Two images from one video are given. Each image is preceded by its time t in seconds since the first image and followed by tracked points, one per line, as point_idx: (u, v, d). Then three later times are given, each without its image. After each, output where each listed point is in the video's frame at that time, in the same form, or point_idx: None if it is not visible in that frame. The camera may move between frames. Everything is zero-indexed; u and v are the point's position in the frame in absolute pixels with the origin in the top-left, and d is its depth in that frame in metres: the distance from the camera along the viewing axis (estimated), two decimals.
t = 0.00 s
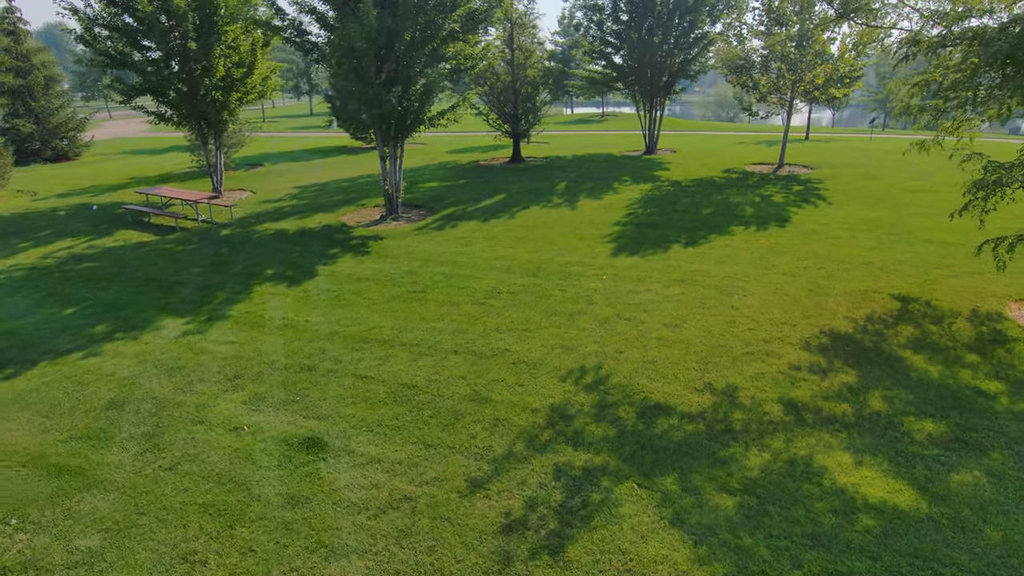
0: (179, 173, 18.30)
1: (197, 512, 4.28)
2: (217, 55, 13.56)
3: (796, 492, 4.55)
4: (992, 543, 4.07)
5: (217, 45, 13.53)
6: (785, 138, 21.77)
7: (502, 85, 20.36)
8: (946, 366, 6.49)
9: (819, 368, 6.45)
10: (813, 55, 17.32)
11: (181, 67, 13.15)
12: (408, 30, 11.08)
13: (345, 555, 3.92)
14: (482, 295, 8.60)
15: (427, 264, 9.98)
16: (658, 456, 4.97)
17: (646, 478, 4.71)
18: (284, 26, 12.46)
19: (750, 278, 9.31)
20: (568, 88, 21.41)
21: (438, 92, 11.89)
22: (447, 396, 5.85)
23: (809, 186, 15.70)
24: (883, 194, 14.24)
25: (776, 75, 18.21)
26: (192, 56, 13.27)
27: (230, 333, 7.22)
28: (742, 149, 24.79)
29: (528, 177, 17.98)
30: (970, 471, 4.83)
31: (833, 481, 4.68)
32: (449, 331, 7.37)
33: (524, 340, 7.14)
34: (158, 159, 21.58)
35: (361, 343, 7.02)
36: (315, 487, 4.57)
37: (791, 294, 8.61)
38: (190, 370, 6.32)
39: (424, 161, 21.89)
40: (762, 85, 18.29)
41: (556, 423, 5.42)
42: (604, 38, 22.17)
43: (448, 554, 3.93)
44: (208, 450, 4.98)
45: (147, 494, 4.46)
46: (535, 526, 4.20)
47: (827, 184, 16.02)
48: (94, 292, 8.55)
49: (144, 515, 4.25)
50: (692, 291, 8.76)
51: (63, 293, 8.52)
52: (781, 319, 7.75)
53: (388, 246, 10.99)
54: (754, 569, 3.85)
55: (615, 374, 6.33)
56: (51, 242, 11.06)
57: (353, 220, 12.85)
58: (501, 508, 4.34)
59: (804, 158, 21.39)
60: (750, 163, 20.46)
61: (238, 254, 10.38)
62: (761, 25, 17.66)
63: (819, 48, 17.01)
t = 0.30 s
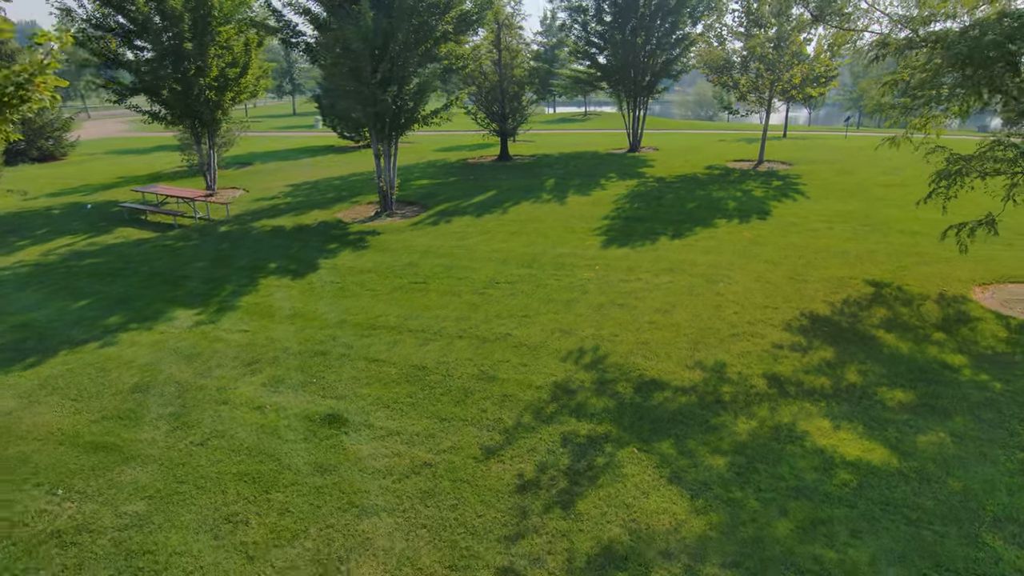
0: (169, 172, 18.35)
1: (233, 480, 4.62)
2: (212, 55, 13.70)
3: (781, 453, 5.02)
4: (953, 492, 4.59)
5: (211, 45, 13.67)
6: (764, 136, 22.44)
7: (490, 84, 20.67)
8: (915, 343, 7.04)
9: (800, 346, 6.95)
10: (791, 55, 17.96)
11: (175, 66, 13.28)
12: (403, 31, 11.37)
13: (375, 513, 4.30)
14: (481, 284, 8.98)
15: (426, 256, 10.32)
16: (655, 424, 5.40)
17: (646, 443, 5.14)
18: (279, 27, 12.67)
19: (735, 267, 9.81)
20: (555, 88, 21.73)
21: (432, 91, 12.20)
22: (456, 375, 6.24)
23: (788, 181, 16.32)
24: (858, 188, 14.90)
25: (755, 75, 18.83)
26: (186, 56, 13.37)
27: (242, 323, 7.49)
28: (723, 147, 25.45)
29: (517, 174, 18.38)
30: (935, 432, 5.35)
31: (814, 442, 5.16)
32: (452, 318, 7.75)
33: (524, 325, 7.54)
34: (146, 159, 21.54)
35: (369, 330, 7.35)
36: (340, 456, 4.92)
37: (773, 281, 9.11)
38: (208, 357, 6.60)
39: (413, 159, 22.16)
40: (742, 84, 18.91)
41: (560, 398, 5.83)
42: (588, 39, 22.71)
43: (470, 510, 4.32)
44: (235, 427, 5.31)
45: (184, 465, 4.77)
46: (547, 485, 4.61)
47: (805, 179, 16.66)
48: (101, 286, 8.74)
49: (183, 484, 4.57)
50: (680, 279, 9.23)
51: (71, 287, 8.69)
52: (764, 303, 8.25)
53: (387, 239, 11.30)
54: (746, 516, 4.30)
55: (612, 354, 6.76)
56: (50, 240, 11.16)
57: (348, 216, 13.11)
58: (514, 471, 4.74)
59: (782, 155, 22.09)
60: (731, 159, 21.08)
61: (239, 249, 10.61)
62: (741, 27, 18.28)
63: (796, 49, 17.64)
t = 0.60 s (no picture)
0: (157, 172, 18.43)
1: (258, 451, 4.99)
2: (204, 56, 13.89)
3: (759, 419, 5.52)
4: (911, 450, 5.13)
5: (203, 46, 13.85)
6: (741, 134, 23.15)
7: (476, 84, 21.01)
8: (881, 323, 7.62)
9: (776, 327, 7.48)
10: (766, 56, 18.61)
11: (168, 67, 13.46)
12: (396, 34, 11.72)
13: (393, 476, 4.70)
14: (476, 275, 9.39)
15: (420, 250, 10.69)
16: (645, 397, 5.88)
17: (636, 414, 5.61)
18: (272, 29, 12.90)
19: (716, 257, 10.33)
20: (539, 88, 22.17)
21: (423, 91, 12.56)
22: (458, 358, 6.65)
23: (765, 177, 16.97)
24: (831, 183, 15.59)
25: (733, 75, 19.47)
26: (178, 56, 13.53)
27: (248, 313, 7.80)
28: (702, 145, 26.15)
29: (504, 172, 18.79)
30: (897, 400, 5.90)
31: (789, 410, 5.68)
32: (450, 306, 8.15)
33: (518, 312, 7.97)
34: (131, 158, 21.52)
35: (372, 318, 7.72)
36: (355, 429, 5.31)
37: (751, 270, 9.66)
38: (219, 344, 6.92)
39: (400, 158, 22.45)
40: (720, 84, 19.54)
41: (556, 375, 6.27)
42: (571, 40, 23.23)
43: (479, 472, 4.75)
44: (253, 406, 5.66)
45: (209, 440, 5.12)
46: (548, 450, 5.05)
47: (781, 175, 17.29)
48: (105, 281, 8.96)
49: (212, 455, 4.92)
50: (665, 269, 9.73)
51: (75, 283, 8.90)
52: (743, 289, 8.78)
53: (381, 234, 11.64)
54: (728, 473, 4.79)
55: (602, 336, 7.22)
56: (46, 238, 11.29)
57: (342, 212, 13.40)
58: (518, 439, 5.18)
59: (758, 151, 22.83)
60: (710, 157, 21.74)
61: (237, 245, 10.87)
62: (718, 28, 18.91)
63: (771, 50, 18.31)
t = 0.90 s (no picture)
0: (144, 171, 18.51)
1: (274, 426, 5.37)
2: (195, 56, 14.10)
3: (733, 390, 6.06)
4: (869, 414, 5.70)
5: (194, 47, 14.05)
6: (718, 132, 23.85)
7: (460, 84, 21.37)
8: (846, 305, 8.23)
9: (751, 310, 8.04)
10: (741, 57, 19.29)
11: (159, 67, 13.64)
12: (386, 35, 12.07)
13: (402, 445, 5.13)
14: (468, 267, 9.82)
15: (412, 243, 11.08)
16: (630, 374, 6.37)
17: (622, 388, 6.10)
18: (264, 30, 13.15)
19: (695, 248, 10.88)
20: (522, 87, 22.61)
21: (412, 91, 12.93)
22: (454, 341, 7.08)
23: (741, 173, 17.64)
24: (803, 178, 16.29)
25: (709, 75, 20.11)
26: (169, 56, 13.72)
27: (251, 304, 8.13)
28: (680, 142, 26.84)
29: (489, 169, 19.21)
30: (857, 372, 6.49)
31: (761, 383, 6.21)
32: (445, 295, 8.58)
33: (509, 300, 8.43)
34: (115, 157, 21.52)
35: (370, 307, 8.11)
36: (363, 405, 5.73)
37: (728, 259, 10.23)
38: (226, 332, 7.25)
39: (386, 156, 22.73)
40: (698, 83, 20.17)
41: (548, 356, 6.74)
42: (553, 40, 23.70)
43: (481, 440, 5.20)
44: (265, 386, 6.04)
45: (226, 416, 5.49)
46: (542, 420, 5.52)
47: (756, 171, 17.99)
48: (106, 275, 9.20)
49: (230, 430, 5.30)
50: (646, 259, 10.26)
51: (77, 277, 9.13)
52: (720, 277, 9.34)
53: (373, 229, 12.00)
54: (706, 436, 5.30)
55: (589, 321, 7.71)
56: (41, 235, 11.44)
57: (333, 209, 13.71)
58: (515, 411, 5.64)
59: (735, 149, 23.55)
60: (689, 154, 22.39)
61: (233, 241, 11.15)
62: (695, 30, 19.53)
63: (746, 51, 18.98)
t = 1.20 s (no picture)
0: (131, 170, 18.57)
1: (284, 403, 5.77)
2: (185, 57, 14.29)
3: (708, 366, 6.59)
4: (830, 385, 6.26)
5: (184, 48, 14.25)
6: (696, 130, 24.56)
7: (444, 84, 21.73)
8: (812, 290, 8.84)
9: (725, 295, 8.60)
10: (716, 57, 19.95)
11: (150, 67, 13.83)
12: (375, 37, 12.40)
13: (404, 417, 5.56)
14: (457, 259, 10.24)
15: (403, 238, 11.46)
16: (614, 353, 6.87)
17: (607, 366, 6.59)
18: (254, 31, 13.42)
19: (673, 240, 11.44)
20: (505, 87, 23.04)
21: (401, 91, 13.28)
22: (449, 327, 7.52)
23: (717, 169, 18.30)
24: (776, 174, 16.99)
25: (686, 75, 20.75)
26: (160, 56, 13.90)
27: (252, 295, 8.47)
28: (659, 141, 27.51)
29: (474, 167, 19.62)
30: (822, 348, 7.07)
31: (733, 359, 6.75)
32: (437, 285, 9.00)
33: (498, 289, 8.88)
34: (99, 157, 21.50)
35: (366, 296, 8.50)
36: (366, 384, 6.15)
37: (704, 250, 10.79)
38: (230, 321, 7.59)
39: (371, 155, 22.99)
40: (675, 83, 20.81)
41: (537, 339, 7.21)
42: (535, 41, 24.16)
43: (477, 412, 5.66)
44: (272, 369, 6.42)
45: (238, 395, 5.87)
46: (534, 395, 6.00)
47: (732, 167, 18.66)
48: (105, 270, 9.43)
49: (243, 407, 5.68)
50: (628, 250, 10.78)
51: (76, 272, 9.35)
52: (697, 266, 9.90)
53: (363, 225, 12.34)
54: (683, 406, 5.81)
55: (575, 306, 8.19)
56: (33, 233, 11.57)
57: (323, 206, 14.01)
58: (508, 388, 6.10)
59: (711, 146, 24.28)
60: (667, 152, 23.05)
61: (227, 237, 11.41)
62: (672, 32, 20.16)
63: (721, 52, 19.65)
